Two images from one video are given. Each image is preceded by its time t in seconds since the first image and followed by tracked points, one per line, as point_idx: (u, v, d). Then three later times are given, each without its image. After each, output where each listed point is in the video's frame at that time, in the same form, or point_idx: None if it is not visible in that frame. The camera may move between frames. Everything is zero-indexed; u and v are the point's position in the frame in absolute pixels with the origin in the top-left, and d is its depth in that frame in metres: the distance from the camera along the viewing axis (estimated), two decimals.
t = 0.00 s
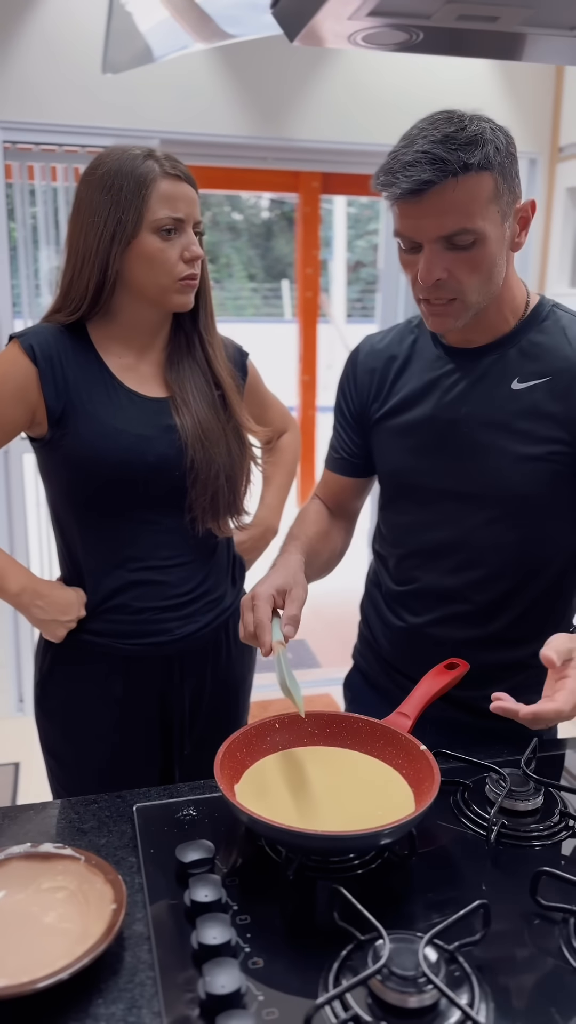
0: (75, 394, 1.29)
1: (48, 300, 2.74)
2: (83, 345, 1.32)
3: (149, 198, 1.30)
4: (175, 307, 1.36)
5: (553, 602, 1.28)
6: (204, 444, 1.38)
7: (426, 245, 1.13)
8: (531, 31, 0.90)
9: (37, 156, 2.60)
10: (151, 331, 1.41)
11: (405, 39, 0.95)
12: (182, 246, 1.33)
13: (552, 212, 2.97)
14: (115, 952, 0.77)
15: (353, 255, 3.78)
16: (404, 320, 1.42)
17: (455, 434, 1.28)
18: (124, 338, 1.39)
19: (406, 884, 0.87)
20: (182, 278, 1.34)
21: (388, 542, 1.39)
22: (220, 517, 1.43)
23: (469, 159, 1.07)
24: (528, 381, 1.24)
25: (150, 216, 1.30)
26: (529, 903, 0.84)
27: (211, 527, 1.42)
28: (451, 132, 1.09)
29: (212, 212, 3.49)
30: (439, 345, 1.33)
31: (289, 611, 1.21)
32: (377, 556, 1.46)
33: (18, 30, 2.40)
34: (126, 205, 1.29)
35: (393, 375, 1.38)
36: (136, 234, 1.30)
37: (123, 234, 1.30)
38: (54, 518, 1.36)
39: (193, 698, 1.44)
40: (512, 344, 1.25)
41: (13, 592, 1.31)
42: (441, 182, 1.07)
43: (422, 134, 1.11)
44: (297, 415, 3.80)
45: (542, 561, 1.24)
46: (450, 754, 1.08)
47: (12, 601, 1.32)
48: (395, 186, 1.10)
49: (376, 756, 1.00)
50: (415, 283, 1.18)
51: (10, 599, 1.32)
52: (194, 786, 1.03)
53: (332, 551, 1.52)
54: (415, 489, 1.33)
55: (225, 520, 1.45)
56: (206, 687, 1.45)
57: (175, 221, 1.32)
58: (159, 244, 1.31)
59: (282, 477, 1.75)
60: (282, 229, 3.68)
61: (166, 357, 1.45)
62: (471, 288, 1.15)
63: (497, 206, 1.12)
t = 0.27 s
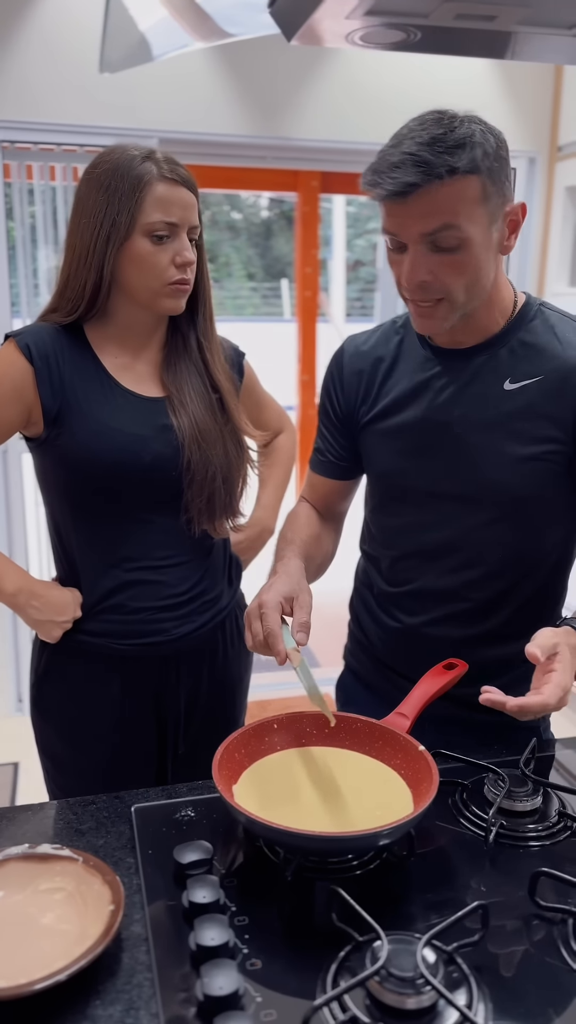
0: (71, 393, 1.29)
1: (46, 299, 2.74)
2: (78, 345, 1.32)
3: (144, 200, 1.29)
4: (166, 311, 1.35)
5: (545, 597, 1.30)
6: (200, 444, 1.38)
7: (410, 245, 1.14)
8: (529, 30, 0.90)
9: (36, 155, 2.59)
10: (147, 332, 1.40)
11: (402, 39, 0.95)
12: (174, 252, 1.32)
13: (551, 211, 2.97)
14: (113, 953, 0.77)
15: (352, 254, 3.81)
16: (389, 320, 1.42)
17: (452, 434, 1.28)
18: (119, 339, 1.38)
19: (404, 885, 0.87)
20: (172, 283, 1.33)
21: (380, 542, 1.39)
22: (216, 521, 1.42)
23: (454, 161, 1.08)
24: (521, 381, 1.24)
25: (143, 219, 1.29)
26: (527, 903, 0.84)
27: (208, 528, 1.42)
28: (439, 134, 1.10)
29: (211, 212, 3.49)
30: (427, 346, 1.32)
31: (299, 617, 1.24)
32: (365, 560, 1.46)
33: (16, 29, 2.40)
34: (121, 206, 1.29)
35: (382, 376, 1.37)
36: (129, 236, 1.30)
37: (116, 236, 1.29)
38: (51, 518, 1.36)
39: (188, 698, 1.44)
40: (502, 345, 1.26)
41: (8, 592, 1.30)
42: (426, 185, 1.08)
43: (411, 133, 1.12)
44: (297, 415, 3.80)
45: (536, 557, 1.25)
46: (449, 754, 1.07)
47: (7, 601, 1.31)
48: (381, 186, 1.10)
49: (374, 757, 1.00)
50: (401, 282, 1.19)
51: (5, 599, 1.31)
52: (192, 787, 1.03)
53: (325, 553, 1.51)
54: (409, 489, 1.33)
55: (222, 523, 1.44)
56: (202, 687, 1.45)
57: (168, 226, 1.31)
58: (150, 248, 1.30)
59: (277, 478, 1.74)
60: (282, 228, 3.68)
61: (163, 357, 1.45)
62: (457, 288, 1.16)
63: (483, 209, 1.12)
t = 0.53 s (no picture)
0: (67, 393, 1.28)
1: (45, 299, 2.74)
2: (74, 346, 1.32)
3: (140, 205, 1.28)
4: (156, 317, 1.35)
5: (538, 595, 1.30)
6: (197, 445, 1.38)
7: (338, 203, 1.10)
8: (527, 29, 0.90)
9: (34, 155, 2.59)
10: (144, 334, 1.40)
11: (400, 38, 0.94)
12: (167, 259, 1.31)
13: (549, 212, 2.97)
14: (112, 955, 0.76)
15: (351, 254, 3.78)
16: (386, 320, 1.42)
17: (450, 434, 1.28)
18: (116, 340, 1.38)
19: (403, 886, 0.87)
20: (163, 291, 1.32)
21: (373, 542, 1.39)
22: (213, 524, 1.42)
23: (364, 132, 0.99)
24: (511, 383, 1.24)
25: (137, 225, 1.29)
26: (527, 904, 0.84)
27: (205, 530, 1.41)
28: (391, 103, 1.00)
29: (210, 211, 3.49)
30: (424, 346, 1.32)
31: (305, 607, 1.25)
32: (357, 560, 1.46)
33: (14, 29, 2.40)
34: (119, 210, 1.28)
35: (378, 375, 1.37)
36: (123, 239, 1.29)
37: (111, 239, 1.29)
38: (48, 518, 1.36)
39: (186, 699, 1.44)
40: (493, 346, 1.26)
41: (6, 593, 1.29)
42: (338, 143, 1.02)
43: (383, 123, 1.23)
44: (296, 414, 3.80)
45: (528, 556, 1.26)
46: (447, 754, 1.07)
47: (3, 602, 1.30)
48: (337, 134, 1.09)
49: (373, 757, 0.99)
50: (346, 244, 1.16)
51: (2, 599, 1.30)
52: (191, 788, 1.03)
53: (328, 552, 1.51)
54: (403, 489, 1.33)
55: (219, 525, 1.44)
56: (201, 687, 1.45)
57: (163, 233, 1.30)
58: (142, 255, 1.30)
59: (274, 477, 1.74)
60: (281, 228, 3.67)
61: (160, 358, 1.45)
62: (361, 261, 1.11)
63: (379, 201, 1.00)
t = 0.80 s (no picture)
0: (63, 393, 1.28)
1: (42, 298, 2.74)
2: (69, 345, 1.31)
3: (134, 206, 1.27)
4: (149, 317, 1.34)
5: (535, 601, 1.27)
6: (194, 446, 1.38)
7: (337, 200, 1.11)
8: (525, 27, 0.90)
9: (32, 154, 2.60)
10: (139, 334, 1.40)
11: (396, 36, 0.94)
12: (161, 261, 1.30)
13: (547, 211, 2.97)
14: (108, 957, 0.76)
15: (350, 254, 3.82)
16: (395, 319, 1.42)
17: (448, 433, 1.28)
18: (111, 340, 1.37)
19: (400, 887, 0.86)
20: (157, 292, 1.31)
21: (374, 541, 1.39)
22: (211, 524, 1.42)
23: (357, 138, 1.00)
24: (504, 381, 1.22)
25: (131, 226, 1.28)
26: (525, 905, 0.84)
27: (202, 530, 1.42)
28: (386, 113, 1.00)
29: (208, 210, 3.49)
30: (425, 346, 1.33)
31: (308, 602, 1.27)
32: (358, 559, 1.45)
33: (11, 27, 2.39)
34: (113, 210, 1.27)
35: (382, 373, 1.37)
36: (117, 240, 1.28)
37: (104, 239, 1.28)
38: (44, 519, 1.35)
39: (185, 700, 1.43)
40: (493, 343, 1.24)
41: (3, 594, 1.28)
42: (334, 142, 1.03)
43: (383, 125, 1.23)
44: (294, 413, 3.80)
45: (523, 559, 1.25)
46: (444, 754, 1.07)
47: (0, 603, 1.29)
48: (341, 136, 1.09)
49: (370, 757, 0.99)
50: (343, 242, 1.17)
51: None
52: (188, 788, 1.03)
53: (340, 551, 1.50)
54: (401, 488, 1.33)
55: (217, 525, 1.44)
56: (198, 688, 1.45)
57: (157, 235, 1.29)
58: (136, 257, 1.29)
59: (271, 477, 1.74)
60: (279, 226, 3.67)
61: (156, 358, 1.45)
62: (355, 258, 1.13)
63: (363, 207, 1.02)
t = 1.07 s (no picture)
0: (57, 394, 1.27)
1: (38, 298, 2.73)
2: (61, 345, 1.31)
3: (127, 208, 1.26)
4: (142, 319, 1.34)
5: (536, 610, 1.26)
6: (190, 447, 1.38)
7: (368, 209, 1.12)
8: (521, 27, 0.90)
9: (27, 153, 2.59)
10: (134, 334, 1.39)
11: (391, 36, 0.94)
12: (154, 263, 1.29)
13: (543, 211, 2.97)
14: (103, 962, 0.76)
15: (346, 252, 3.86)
16: (404, 319, 1.42)
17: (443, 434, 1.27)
18: (105, 342, 1.37)
19: (395, 890, 0.86)
20: (150, 294, 1.31)
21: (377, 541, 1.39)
22: (207, 524, 1.42)
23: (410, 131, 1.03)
24: (506, 388, 1.21)
25: (124, 228, 1.27)
26: (521, 909, 0.83)
27: (198, 532, 1.42)
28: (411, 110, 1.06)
29: (204, 209, 3.49)
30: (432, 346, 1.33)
31: (307, 610, 1.27)
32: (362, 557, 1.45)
33: (6, 25, 2.38)
34: (106, 212, 1.26)
35: (391, 372, 1.37)
36: (109, 242, 1.28)
37: (96, 241, 1.28)
38: (38, 522, 1.34)
39: (181, 702, 1.43)
40: (499, 345, 1.23)
41: None
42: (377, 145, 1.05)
43: (384, 129, 1.22)
44: (291, 412, 3.79)
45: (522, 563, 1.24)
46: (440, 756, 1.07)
47: None
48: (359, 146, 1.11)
49: (366, 760, 0.99)
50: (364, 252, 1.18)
51: None
52: (183, 792, 1.03)
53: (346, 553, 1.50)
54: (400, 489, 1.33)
55: (213, 526, 1.44)
56: (195, 690, 1.44)
57: (150, 237, 1.28)
58: (129, 259, 1.28)
59: (266, 477, 1.73)
60: (275, 226, 3.66)
61: (150, 359, 1.44)
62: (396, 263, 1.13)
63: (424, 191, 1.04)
